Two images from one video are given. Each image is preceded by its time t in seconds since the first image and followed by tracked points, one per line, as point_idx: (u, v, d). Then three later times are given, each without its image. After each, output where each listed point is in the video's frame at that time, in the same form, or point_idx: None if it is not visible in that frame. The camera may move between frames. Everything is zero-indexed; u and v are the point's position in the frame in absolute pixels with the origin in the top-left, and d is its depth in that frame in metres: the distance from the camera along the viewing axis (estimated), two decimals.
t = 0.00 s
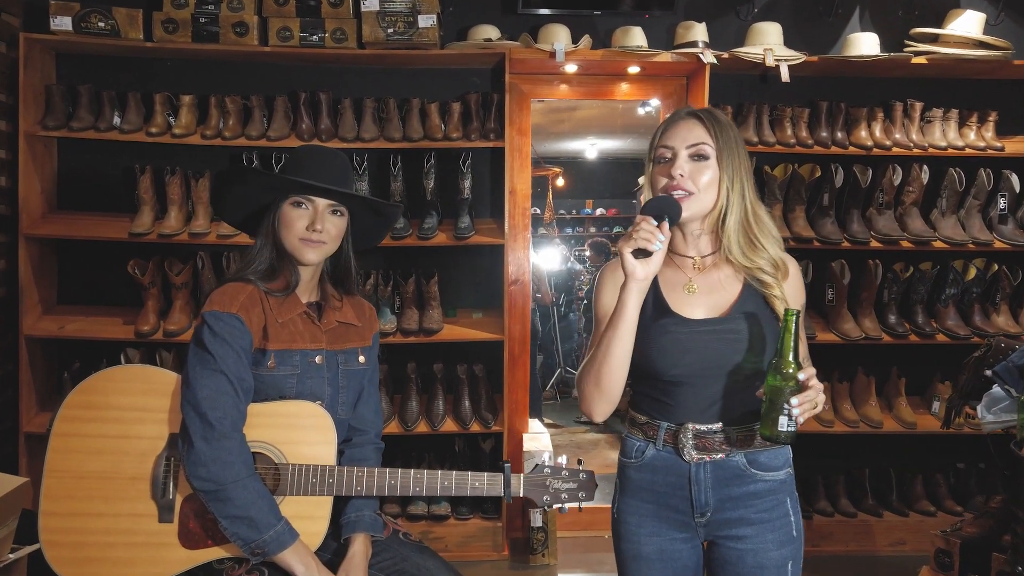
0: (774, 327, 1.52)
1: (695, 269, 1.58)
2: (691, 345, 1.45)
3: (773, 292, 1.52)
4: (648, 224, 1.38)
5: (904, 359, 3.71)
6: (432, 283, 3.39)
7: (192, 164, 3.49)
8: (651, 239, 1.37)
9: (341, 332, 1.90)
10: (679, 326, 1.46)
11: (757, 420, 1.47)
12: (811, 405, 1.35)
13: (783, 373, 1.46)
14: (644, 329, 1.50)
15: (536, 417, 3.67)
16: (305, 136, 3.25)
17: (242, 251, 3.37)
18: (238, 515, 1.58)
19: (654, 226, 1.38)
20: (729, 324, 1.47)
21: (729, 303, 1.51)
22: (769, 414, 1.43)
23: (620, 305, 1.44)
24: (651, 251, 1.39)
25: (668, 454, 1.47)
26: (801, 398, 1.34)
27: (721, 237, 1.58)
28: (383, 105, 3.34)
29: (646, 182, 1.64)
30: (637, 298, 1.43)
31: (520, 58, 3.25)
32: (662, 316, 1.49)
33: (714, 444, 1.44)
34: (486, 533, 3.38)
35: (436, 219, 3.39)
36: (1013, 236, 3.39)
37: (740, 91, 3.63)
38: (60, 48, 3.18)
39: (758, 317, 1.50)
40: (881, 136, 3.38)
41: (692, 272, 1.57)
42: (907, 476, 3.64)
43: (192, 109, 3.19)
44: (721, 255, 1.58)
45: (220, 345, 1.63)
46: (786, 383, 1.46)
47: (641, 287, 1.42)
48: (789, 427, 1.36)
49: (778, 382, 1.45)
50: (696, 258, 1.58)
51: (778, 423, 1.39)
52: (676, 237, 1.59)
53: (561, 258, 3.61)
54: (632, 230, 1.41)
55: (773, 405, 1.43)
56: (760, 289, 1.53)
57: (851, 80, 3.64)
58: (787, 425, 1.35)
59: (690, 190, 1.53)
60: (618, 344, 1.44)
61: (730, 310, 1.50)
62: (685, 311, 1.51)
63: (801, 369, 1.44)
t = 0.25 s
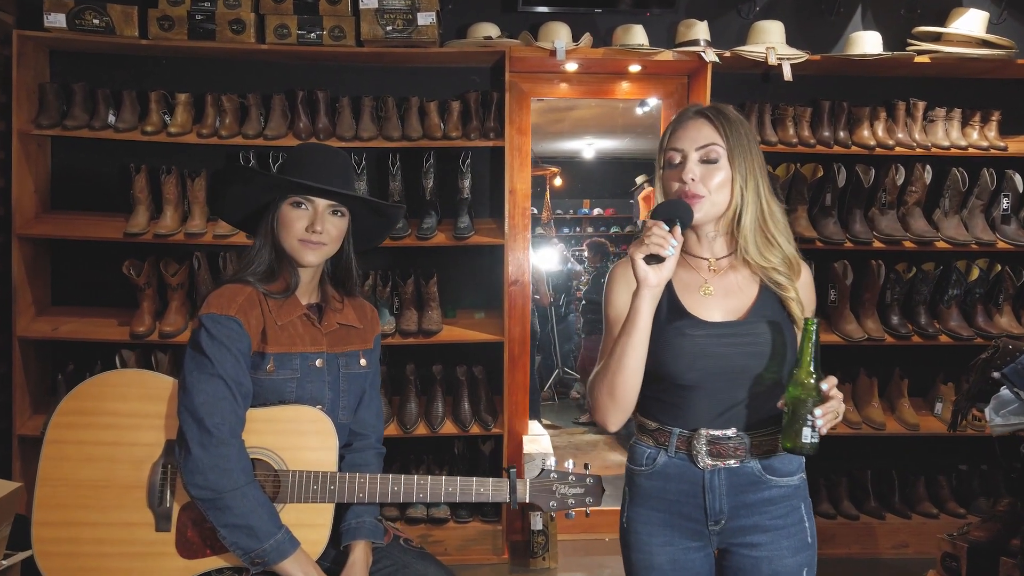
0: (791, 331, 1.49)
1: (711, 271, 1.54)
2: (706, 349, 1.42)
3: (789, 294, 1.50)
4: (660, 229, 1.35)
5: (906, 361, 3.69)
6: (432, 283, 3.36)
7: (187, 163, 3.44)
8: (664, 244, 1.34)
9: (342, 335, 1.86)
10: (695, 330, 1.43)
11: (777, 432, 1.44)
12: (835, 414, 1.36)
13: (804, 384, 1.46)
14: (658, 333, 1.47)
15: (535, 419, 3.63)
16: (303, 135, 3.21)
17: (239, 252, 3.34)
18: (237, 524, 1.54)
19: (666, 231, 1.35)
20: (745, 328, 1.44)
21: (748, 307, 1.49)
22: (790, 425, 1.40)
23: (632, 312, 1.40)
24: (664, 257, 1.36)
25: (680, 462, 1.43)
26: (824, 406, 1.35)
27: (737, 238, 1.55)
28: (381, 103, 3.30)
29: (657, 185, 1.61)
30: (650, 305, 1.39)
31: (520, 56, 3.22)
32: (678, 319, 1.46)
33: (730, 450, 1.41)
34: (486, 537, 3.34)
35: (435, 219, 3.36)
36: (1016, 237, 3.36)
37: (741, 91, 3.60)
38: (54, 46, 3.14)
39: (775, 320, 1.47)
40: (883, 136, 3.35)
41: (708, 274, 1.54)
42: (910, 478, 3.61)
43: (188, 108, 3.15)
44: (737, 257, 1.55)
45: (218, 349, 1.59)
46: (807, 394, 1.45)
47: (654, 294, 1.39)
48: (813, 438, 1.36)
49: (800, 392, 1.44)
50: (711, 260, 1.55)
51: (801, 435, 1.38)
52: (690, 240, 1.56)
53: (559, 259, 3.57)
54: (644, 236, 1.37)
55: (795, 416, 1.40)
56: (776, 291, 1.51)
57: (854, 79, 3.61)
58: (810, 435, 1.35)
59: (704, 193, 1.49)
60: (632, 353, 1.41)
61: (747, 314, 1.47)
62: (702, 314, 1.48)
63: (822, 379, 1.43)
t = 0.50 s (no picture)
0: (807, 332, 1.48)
1: (726, 274, 1.52)
2: (722, 358, 1.40)
3: (805, 294, 1.48)
4: (672, 249, 1.31)
5: (907, 362, 3.67)
6: (431, 284, 3.33)
7: (183, 163, 3.41)
8: (677, 266, 1.30)
9: (343, 338, 1.83)
10: (712, 337, 1.41)
11: (794, 441, 1.43)
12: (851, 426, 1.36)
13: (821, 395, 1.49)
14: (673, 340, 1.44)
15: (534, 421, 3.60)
16: (301, 134, 3.17)
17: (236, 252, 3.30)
18: (237, 531, 1.51)
19: (678, 251, 1.31)
20: (761, 334, 1.42)
21: (766, 311, 1.47)
22: (807, 439, 1.40)
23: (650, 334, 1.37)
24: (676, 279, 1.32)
25: (693, 466, 1.41)
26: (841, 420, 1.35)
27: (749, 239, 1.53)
28: (380, 102, 3.27)
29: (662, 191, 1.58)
30: (667, 326, 1.37)
31: (520, 55, 3.18)
32: (695, 325, 1.43)
33: (745, 454, 1.39)
34: (486, 540, 3.31)
35: (434, 219, 3.32)
36: (1018, 237, 3.35)
37: (742, 90, 3.58)
38: (49, 43, 3.10)
39: (793, 323, 1.45)
40: (885, 136, 3.33)
41: (724, 278, 1.52)
42: (912, 480, 3.60)
43: (184, 106, 3.11)
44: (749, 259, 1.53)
45: (217, 352, 1.56)
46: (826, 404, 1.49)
47: (670, 316, 1.36)
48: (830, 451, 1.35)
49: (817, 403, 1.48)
50: (725, 263, 1.53)
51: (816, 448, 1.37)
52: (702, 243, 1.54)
53: (557, 260, 3.54)
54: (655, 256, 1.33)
55: (812, 429, 1.40)
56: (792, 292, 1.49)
57: (855, 79, 3.59)
58: (827, 448, 1.34)
59: (712, 197, 1.47)
60: (653, 369, 1.38)
61: (765, 319, 1.45)
62: (719, 319, 1.46)
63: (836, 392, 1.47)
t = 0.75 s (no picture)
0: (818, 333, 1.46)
1: (734, 277, 1.50)
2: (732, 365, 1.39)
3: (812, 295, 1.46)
4: (675, 264, 1.27)
5: (907, 362, 3.66)
6: (429, 284, 3.31)
7: (179, 161, 3.37)
8: (680, 282, 1.27)
9: (345, 338, 1.80)
10: (719, 344, 1.39)
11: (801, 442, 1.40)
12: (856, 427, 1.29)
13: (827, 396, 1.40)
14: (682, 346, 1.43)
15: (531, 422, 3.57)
16: (298, 133, 3.14)
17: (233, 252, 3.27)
18: (238, 535, 1.49)
19: (681, 266, 1.27)
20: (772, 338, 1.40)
21: (775, 315, 1.44)
22: (812, 439, 1.35)
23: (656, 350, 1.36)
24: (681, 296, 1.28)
25: (701, 466, 1.40)
26: (844, 422, 1.28)
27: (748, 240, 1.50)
28: (378, 101, 3.24)
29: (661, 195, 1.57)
30: (672, 342, 1.35)
31: (519, 53, 3.16)
32: (700, 335, 1.42)
33: (752, 455, 1.37)
34: (485, 541, 3.28)
35: (433, 219, 3.29)
36: (1018, 237, 3.34)
37: (742, 89, 3.56)
38: (43, 41, 3.06)
39: (803, 326, 1.43)
40: (886, 135, 3.32)
41: (731, 281, 1.50)
42: (912, 481, 3.59)
43: (180, 105, 3.08)
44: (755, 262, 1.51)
45: (216, 352, 1.53)
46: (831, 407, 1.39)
47: (675, 332, 1.35)
48: (833, 452, 1.30)
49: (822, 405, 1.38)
50: (732, 266, 1.51)
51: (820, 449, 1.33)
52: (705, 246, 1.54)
53: (554, 261, 3.51)
54: (659, 271, 1.30)
55: (815, 429, 1.35)
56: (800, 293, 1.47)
57: (855, 78, 3.58)
58: (830, 450, 1.30)
59: (707, 199, 1.45)
60: (662, 379, 1.37)
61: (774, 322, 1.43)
62: (728, 327, 1.44)
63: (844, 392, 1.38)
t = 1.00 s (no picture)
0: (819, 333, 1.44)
1: (733, 277, 1.49)
2: (729, 363, 1.38)
3: (814, 296, 1.43)
4: (670, 263, 1.27)
5: (900, 362, 3.67)
6: (423, 284, 3.29)
7: (170, 161, 3.34)
8: (674, 282, 1.26)
9: (341, 339, 1.79)
10: (717, 345, 1.39)
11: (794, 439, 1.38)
12: (847, 422, 1.25)
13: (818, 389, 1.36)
14: (680, 347, 1.43)
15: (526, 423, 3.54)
16: (290, 132, 3.11)
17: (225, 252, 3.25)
18: (235, 539, 1.47)
19: (676, 265, 1.27)
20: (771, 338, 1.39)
21: (774, 316, 1.43)
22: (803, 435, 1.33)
23: (650, 349, 1.36)
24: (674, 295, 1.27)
25: (702, 466, 1.39)
26: (835, 419, 1.24)
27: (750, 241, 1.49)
28: (371, 100, 3.22)
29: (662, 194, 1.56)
30: (666, 341, 1.35)
31: (514, 52, 3.14)
32: (698, 334, 1.41)
33: (752, 456, 1.36)
34: (480, 543, 3.26)
35: (427, 219, 3.26)
36: (1011, 237, 3.35)
37: (736, 89, 3.56)
38: (33, 39, 3.03)
39: (803, 327, 1.42)
40: (880, 136, 3.33)
41: (731, 281, 1.49)
42: (905, 480, 3.59)
43: (171, 103, 3.05)
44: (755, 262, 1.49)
45: (212, 353, 1.50)
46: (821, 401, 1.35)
47: (669, 331, 1.34)
48: (823, 449, 1.28)
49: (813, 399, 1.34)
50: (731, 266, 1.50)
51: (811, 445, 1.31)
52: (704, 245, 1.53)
53: (548, 262, 3.51)
54: (653, 271, 1.29)
55: (806, 425, 1.34)
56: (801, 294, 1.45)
57: (848, 79, 3.58)
58: (820, 446, 1.28)
59: (708, 198, 1.44)
60: (655, 380, 1.37)
61: (773, 324, 1.42)
62: (727, 328, 1.43)
63: (835, 387, 1.33)
